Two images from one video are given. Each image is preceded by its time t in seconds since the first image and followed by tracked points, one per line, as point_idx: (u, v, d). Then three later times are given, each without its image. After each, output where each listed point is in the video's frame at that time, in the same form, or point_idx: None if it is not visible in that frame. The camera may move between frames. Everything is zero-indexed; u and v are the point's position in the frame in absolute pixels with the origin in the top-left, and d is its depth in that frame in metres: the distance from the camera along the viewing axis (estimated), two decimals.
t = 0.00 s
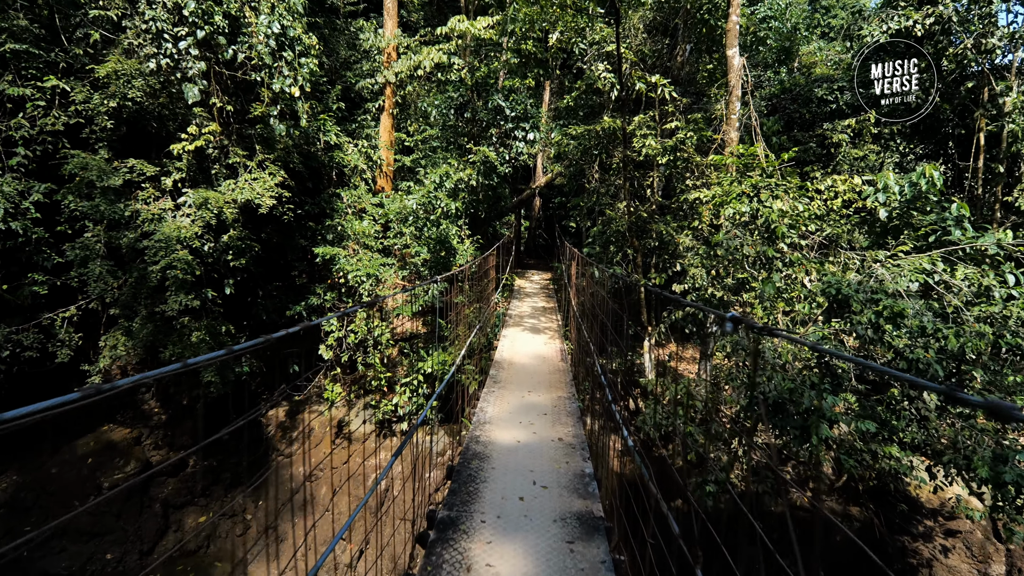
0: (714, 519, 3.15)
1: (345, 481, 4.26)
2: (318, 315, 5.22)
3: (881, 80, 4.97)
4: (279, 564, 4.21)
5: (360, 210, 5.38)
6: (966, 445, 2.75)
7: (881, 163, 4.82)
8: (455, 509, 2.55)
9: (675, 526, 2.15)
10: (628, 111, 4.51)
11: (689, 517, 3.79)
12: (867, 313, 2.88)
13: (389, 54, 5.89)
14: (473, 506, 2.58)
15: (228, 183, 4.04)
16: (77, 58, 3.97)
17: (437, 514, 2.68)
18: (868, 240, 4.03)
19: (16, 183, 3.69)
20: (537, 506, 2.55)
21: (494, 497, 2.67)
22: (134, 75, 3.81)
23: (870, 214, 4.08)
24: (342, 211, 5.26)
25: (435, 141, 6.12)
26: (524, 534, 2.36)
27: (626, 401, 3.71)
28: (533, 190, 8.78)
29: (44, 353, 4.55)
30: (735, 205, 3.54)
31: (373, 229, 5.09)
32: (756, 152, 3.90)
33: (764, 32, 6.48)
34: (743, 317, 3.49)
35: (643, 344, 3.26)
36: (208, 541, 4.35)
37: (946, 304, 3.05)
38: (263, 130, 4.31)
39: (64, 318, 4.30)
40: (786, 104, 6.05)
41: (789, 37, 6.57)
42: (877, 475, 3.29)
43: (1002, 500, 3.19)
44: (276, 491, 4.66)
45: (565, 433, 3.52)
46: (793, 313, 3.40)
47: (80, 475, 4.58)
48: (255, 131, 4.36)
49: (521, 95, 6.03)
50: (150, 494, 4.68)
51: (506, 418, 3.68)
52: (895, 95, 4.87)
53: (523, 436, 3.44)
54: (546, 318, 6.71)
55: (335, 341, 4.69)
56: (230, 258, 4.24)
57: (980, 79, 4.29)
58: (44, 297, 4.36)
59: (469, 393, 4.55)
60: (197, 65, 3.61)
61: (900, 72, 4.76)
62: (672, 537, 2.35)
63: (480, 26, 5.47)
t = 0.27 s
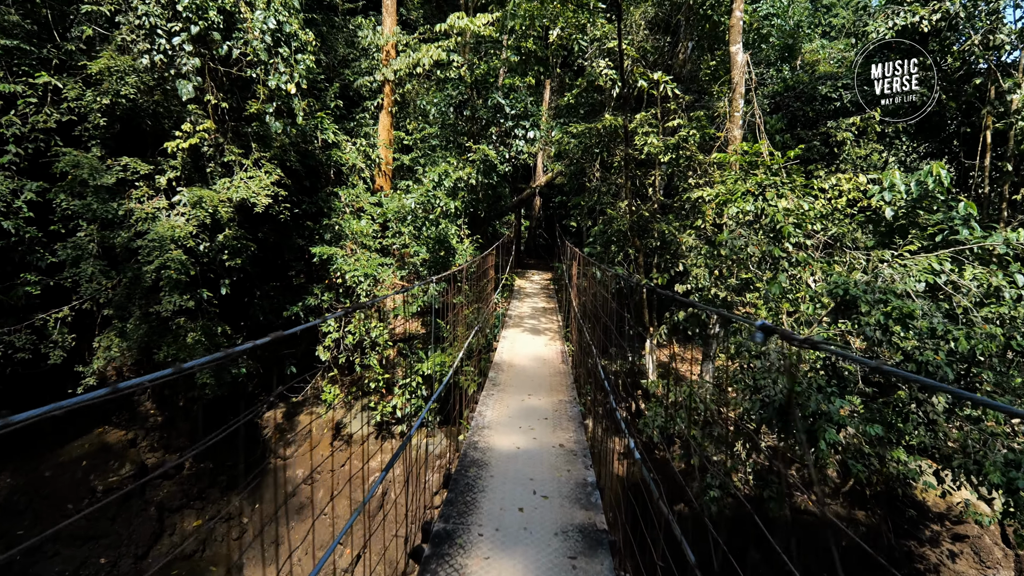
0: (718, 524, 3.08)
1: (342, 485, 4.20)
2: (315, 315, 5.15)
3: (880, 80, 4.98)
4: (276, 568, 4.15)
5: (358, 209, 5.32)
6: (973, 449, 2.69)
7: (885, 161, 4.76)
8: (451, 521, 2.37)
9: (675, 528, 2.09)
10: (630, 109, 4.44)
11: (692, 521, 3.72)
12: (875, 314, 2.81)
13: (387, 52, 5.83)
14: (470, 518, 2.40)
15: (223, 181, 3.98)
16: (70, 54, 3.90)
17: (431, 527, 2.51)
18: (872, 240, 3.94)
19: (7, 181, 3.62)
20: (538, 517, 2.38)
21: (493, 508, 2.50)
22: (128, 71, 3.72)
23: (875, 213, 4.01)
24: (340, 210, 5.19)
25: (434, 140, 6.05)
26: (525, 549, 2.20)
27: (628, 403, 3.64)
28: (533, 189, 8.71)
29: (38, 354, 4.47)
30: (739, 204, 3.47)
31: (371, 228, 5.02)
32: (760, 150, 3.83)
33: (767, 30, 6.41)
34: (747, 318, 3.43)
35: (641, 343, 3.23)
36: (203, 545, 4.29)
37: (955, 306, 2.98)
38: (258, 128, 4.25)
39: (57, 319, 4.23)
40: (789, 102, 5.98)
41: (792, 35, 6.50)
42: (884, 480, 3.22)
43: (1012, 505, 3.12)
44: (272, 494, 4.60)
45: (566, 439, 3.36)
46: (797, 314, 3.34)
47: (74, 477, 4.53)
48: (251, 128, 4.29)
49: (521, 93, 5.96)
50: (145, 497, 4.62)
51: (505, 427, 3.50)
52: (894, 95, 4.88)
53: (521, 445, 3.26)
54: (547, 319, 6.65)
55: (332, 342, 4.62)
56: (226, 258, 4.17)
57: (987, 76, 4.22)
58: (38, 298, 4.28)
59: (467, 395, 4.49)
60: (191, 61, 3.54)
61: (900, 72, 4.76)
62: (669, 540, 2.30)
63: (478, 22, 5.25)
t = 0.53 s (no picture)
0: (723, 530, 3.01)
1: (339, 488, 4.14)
2: (312, 317, 5.07)
3: (880, 79, 4.96)
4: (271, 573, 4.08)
5: (355, 209, 5.24)
6: (987, 455, 2.61)
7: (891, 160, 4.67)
8: (446, 538, 2.20)
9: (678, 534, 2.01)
10: (632, 107, 4.37)
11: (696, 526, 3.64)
12: (885, 315, 2.74)
13: (385, 50, 5.75)
14: (466, 534, 2.22)
15: (217, 180, 3.90)
16: (61, 51, 3.83)
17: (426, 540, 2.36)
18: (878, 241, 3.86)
19: None
20: (539, 533, 2.20)
21: (491, 522, 2.32)
22: (118, 67, 3.66)
23: (882, 212, 3.92)
24: (337, 210, 5.11)
25: (433, 138, 5.97)
26: (525, 569, 2.02)
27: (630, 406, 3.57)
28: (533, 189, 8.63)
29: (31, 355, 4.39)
30: (744, 203, 3.39)
31: (369, 228, 4.94)
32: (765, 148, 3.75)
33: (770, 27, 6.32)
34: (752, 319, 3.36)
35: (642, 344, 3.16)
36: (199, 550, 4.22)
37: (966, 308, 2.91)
38: (254, 126, 4.17)
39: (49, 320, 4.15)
40: (793, 100, 5.90)
41: (795, 33, 6.42)
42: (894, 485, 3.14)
43: None
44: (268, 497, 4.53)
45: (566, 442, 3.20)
46: (804, 315, 3.27)
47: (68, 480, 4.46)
48: (246, 127, 4.22)
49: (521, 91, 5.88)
50: (139, 501, 4.55)
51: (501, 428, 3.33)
52: (893, 95, 4.85)
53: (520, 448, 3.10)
54: (547, 320, 6.57)
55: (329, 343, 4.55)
56: (220, 259, 4.10)
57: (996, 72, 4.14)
58: (31, 298, 4.20)
59: (466, 397, 4.41)
60: (184, 57, 3.47)
61: (900, 72, 4.74)
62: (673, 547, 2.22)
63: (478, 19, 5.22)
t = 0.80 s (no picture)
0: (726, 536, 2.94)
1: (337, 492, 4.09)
2: (309, 318, 5.01)
3: (880, 80, 4.95)
4: None
5: (353, 209, 5.17)
6: (1000, 461, 2.54)
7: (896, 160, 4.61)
8: (441, 556, 2.10)
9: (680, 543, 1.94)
10: (633, 104, 4.29)
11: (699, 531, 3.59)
12: (895, 318, 2.66)
13: (384, 48, 5.68)
14: (463, 551, 2.13)
15: (211, 179, 3.83)
16: (51, 47, 3.75)
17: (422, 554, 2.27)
18: (883, 241, 3.76)
19: None
20: (539, 552, 2.10)
21: (488, 538, 2.22)
22: (111, 65, 3.58)
23: (889, 212, 3.84)
24: (334, 210, 5.04)
25: (431, 137, 5.90)
26: None
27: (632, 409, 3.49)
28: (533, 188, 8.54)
29: (23, 358, 4.30)
30: (747, 203, 3.32)
31: (366, 227, 4.87)
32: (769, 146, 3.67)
33: (773, 25, 6.25)
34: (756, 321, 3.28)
35: (644, 348, 3.11)
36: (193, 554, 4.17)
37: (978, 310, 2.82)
38: (249, 124, 4.11)
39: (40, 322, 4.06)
40: (796, 99, 5.83)
41: (798, 31, 6.36)
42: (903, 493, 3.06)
43: None
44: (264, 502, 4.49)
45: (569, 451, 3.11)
46: (810, 317, 3.20)
47: (60, 485, 4.39)
48: (241, 125, 4.16)
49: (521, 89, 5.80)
50: (133, 505, 4.48)
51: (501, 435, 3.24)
52: (893, 96, 4.83)
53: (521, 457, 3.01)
54: (547, 320, 6.50)
55: (326, 344, 4.48)
56: (214, 259, 4.03)
57: (1004, 70, 4.07)
58: (22, 300, 4.10)
59: (465, 400, 4.34)
60: (176, 53, 3.39)
61: (900, 72, 4.74)
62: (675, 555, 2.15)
63: (479, 15, 5.18)
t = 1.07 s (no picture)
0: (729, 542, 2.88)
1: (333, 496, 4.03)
2: (306, 319, 4.94)
3: (880, 80, 4.95)
4: None
5: (351, 208, 5.11)
6: (1010, 467, 2.47)
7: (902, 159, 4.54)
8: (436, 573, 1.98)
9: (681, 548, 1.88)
10: (635, 102, 4.23)
11: (702, 535, 3.53)
12: (904, 320, 2.58)
13: (383, 46, 5.61)
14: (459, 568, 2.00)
15: (205, 178, 3.77)
16: (43, 43, 3.69)
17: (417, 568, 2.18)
18: (887, 241, 3.67)
19: None
20: (539, 569, 1.99)
21: (485, 554, 2.10)
22: (103, 61, 3.52)
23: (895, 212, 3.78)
24: (332, 209, 4.98)
25: (430, 136, 5.84)
26: None
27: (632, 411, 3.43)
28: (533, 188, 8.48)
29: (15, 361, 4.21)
30: (751, 203, 3.25)
31: (364, 227, 4.81)
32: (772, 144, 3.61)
33: (775, 23, 6.19)
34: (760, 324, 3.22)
35: (644, 350, 3.06)
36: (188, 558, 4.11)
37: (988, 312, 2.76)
38: (244, 122, 4.05)
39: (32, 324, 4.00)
40: (800, 97, 5.76)
41: (801, 29, 6.30)
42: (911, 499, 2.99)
43: None
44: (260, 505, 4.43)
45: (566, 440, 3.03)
46: (815, 318, 3.13)
47: (53, 488, 4.34)
48: (236, 123, 4.10)
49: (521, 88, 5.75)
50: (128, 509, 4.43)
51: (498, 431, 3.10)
52: (893, 95, 4.81)
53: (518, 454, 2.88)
54: (547, 321, 6.43)
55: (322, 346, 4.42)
56: (209, 260, 3.97)
57: (1012, 67, 4.00)
58: (15, 302, 4.00)
59: (463, 402, 4.28)
60: (169, 50, 3.33)
61: (900, 72, 4.75)
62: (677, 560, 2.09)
63: (479, 15, 4.98)
